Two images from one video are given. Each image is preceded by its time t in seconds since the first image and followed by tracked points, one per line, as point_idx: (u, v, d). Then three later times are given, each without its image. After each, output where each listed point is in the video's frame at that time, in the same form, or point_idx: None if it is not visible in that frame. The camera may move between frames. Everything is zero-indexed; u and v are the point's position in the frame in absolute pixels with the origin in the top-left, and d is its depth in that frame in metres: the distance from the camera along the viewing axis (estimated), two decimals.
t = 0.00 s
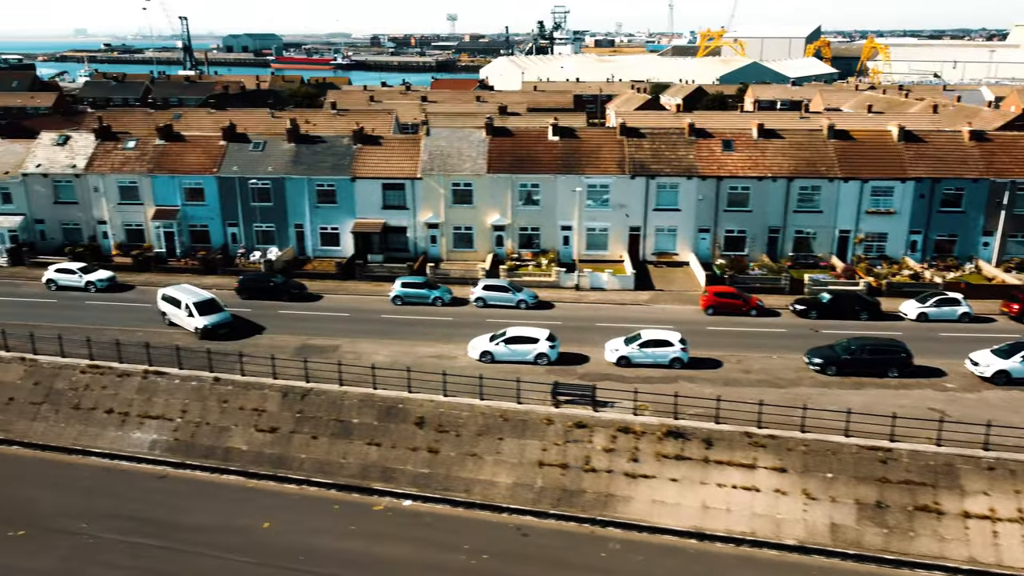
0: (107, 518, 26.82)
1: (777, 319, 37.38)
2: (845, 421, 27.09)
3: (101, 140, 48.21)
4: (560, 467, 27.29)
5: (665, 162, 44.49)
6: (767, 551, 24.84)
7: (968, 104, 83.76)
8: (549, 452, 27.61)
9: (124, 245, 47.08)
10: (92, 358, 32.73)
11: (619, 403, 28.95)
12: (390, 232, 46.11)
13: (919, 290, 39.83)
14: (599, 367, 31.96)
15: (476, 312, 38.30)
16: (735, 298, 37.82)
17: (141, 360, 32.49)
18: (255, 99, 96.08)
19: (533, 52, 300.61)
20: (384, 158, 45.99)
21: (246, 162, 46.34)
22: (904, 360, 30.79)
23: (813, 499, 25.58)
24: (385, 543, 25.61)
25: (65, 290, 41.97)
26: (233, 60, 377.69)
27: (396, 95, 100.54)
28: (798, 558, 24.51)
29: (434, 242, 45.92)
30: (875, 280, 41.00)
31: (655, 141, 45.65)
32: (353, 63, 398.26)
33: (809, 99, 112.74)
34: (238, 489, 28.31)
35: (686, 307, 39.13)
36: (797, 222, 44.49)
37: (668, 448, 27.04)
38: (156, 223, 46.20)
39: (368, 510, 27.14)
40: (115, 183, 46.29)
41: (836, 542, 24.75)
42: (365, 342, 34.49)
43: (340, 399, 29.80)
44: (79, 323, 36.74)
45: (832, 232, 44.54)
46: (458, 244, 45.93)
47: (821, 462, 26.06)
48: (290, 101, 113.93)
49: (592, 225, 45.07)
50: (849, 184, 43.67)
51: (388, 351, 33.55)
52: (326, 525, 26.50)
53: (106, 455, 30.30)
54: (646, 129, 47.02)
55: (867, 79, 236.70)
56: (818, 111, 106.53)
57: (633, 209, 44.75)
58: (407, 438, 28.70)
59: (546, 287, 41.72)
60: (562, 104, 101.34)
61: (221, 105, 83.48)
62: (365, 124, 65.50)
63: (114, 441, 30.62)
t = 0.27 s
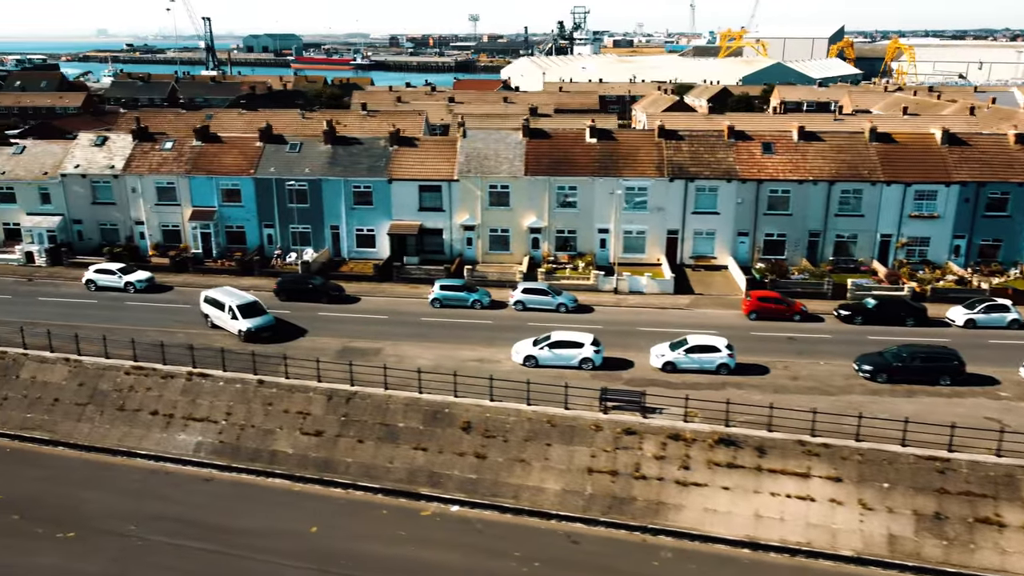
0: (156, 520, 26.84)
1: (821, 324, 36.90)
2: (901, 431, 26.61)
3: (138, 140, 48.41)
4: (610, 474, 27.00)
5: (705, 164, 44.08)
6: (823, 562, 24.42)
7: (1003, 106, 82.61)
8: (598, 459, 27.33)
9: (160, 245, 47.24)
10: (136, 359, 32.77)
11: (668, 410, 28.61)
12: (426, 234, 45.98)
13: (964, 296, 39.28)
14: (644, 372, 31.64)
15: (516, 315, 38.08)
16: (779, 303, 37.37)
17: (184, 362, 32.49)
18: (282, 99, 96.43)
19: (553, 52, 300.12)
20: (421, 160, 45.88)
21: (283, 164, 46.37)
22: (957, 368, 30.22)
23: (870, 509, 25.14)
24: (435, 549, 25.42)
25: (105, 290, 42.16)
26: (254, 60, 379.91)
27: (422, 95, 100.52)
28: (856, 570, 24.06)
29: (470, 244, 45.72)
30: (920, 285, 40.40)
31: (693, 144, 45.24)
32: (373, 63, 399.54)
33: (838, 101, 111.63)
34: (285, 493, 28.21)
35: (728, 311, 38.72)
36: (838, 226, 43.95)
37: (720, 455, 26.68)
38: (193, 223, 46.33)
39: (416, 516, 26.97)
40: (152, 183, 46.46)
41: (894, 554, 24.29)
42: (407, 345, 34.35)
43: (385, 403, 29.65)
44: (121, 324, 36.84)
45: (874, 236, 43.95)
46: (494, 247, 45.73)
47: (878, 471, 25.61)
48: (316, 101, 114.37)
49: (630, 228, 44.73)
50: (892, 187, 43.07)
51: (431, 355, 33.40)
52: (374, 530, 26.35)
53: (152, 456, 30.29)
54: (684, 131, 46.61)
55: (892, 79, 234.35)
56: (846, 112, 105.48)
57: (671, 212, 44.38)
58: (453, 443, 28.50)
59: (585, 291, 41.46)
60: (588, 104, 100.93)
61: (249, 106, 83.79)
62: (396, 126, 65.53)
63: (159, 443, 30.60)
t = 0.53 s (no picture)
0: (191, 526, 26.66)
1: (851, 328, 36.64)
2: (942, 437, 26.35)
3: (159, 142, 48.26)
4: (648, 480, 26.75)
5: (730, 166, 43.82)
6: (867, 570, 24.15)
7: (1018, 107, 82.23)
8: (636, 464, 27.10)
9: (181, 247, 47.08)
10: (165, 362, 32.57)
11: (704, 415, 28.38)
12: (448, 236, 45.75)
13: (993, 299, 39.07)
14: (677, 377, 31.40)
15: (543, 318, 37.85)
16: (808, 306, 37.10)
17: (214, 365, 32.29)
18: (294, 99, 96.39)
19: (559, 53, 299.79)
20: (443, 162, 45.69)
21: (304, 165, 46.19)
22: (995, 373, 29.90)
23: (913, 516, 24.88)
24: (473, 556, 25.18)
25: (128, 292, 42.00)
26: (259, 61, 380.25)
27: (434, 96, 100.38)
28: None
29: (493, 246, 45.50)
30: (948, 288, 40.12)
31: (717, 146, 44.99)
32: (378, 63, 399.85)
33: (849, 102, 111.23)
34: (319, 498, 28.00)
35: (756, 314, 38.45)
36: (864, 228, 43.68)
37: (759, 461, 26.43)
38: (214, 225, 46.15)
39: (452, 522, 26.73)
40: (174, 185, 46.30)
41: (940, 561, 23.99)
42: (435, 349, 34.13)
43: (418, 407, 29.45)
44: (147, 326, 36.67)
45: (900, 238, 43.68)
46: (517, 249, 45.50)
47: (920, 478, 25.34)
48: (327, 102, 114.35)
49: (654, 230, 44.47)
50: (919, 190, 42.80)
51: (461, 358, 33.18)
52: (410, 537, 26.14)
53: (183, 461, 30.07)
54: (708, 133, 46.34)
55: (899, 79, 233.73)
56: (858, 113, 105.06)
57: (696, 214, 44.14)
58: (488, 448, 28.27)
59: (611, 293, 41.25)
60: (601, 105, 100.67)
61: (263, 107, 83.72)
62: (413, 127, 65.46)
63: (189, 447, 30.37)
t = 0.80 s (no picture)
0: (224, 532, 26.46)
1: (878, 331, 36.45)
2: (982, 441, 26.14)
3: (177, 143, 48.05)
4: (684, 485, 26.54)
5: (752, 168, 43.61)
6: None
7: None
8: (672, 469, 26.88)
9: (200, 249, 46.86)
10: (191, 366, 32.34)
11: (739, 419, 28.18)
12: (468, 238, 45.55)
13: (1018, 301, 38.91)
14: (708, 380, 31.20)
15: (568, 321, 37.66)
16: (835, 309, 36.90)
17: (241, 369, 32.08)
18: (303, 100, 96.17)
19: (562, 53, 299.69)
20: (463, 163, 45.47)
21: (324, 167, 45.97)
22: None
23: (954, 521, 24.66)
24: (510, 561, 24.96)
25: (148, 295, 41.79)
26: (261, 61, 380.09)
27: (442, 96, 100.19)
28: None
29: (513, 248, 45.28)
30: (974, 290, 39.94)
31: (739, 147, 44.78)
32: (380, 64, 399.80)
33: (858, 102, 111.07)
34: (351, 503, 27.78)
35: (781, 317, 38.25)
36: (887, 230, 43.47)
37: (797, 466, 26.21)
38: (233, 227, 45.93)
39: (487, 527, 26.52)
40: (192, 187, 46.08)
41: (983, 567, 23.78)
42: (462, 351, 33.92)
43: (449, 411, 29.23)
44: (170, 329, 36.46)
45: (923, 240, 43.47)
46: (538, 251, 45.29)
47: (961, 482, 25.14)
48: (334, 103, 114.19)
49: (675, 232, 44.28)
50: (943, 191, 42.58)
51: (488, 361, 32.97)
52: (446, 542, 25.92)
53: (212, 465, 29.83)
54: (729, 134, 46.13)
55: (903, 80, 233.67)
56: (867, 113, 104.94)
57: (718, 216, 43.95)
58: (521, 452, 28.06)
59: (634, 296, 41.08)
60: (610, 106, 100.54)
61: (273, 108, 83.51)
62: (427, 128, 65.32)
63: (218, 451, 30.13)
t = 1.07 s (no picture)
0: (259, 536, 26.26)
1: (906, 333, 36.28)
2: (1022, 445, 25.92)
3: (195, 144, 47.82)
4: (721, 488, 26.34)
5: (774, 169, 43.41)
6: None
7: None
8: (708, 472, 26.69)
9: (218, 250, 46.63)
10: (218, 368, 32.13)
11: (774, 422, 27.98)
12: (489, 239, 45.33)
13: None
14: (740, 383, 31.00)
15: (593, 322, 37.49)
16: (862, 311, 36.68)
17: (268, 371, 31.87)
18: (311, 100, 95.97)
19: (564, 53, 299.76)
20: (483, 164, 45.26)
21: (343, 168, 45.76)
22: None
23: (996, 526, 24.45)
24: (548, 566, 24.75)
25: (169, 296, 41.58)
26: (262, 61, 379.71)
27: (451, 96, 100.01)
28: None
29: (534, 249, 45.06)
30: (999, 291, 39.75)
31: (761, 148, 44.56)
32: (381, 65, 399.53)
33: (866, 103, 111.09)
34: (384, 507, 27.58)
35: (807, 318, 38.07)
36: (910, 231, 43.26)
37: (835, 469, 26.01)
38: (252, 228, 45.71)
39: (523, 531, 26.32)
40: (211, 188, 45.85)
41: None
42: (490, 354, 33.73)
43: (481, 414, 29.03)
44: (194, 331, 36.25)
45: (946, 241, 43.24)
46: (558, 252, 45.08)
47: (1002, 486, 24.92)
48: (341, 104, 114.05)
49: (697, 233, 44.08)
50: (967, 192, 42.35)
51: (517, 364, 32.78)
52: (482, 547, 25.72)
53: (242, 469, 29.61)
54: (751, 135, 45.91)
55: (906, 80, 233.86)
56: (876, 114, 104.95)
57: (740, 217, 43.75)
58: (555, 456, 27.85)
59: (657, 297, 40.89)
60: (619, 106, 100.50)
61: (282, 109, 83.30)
62: (441, 129, 65.28)
63: (248, 455, 29.91)
